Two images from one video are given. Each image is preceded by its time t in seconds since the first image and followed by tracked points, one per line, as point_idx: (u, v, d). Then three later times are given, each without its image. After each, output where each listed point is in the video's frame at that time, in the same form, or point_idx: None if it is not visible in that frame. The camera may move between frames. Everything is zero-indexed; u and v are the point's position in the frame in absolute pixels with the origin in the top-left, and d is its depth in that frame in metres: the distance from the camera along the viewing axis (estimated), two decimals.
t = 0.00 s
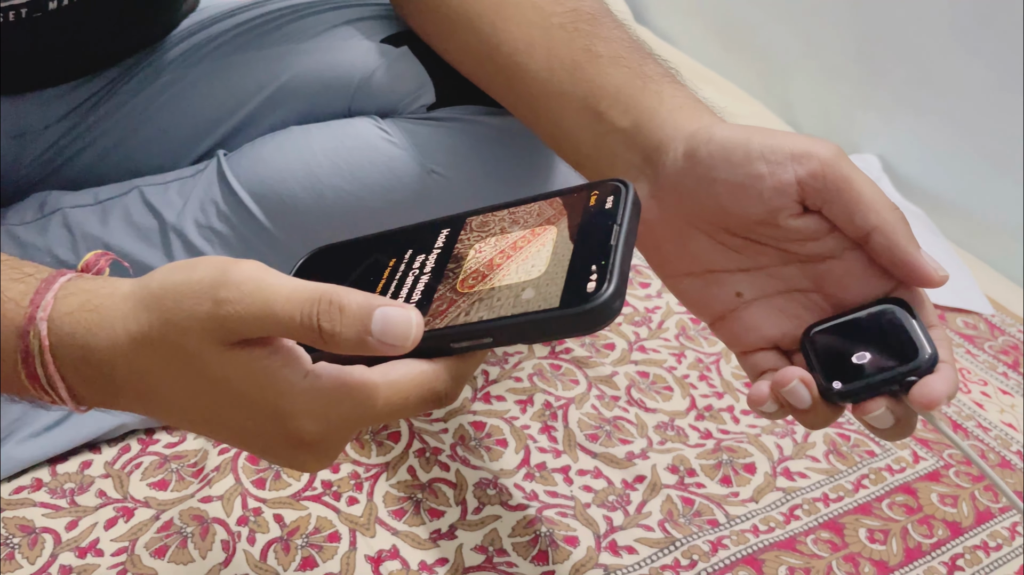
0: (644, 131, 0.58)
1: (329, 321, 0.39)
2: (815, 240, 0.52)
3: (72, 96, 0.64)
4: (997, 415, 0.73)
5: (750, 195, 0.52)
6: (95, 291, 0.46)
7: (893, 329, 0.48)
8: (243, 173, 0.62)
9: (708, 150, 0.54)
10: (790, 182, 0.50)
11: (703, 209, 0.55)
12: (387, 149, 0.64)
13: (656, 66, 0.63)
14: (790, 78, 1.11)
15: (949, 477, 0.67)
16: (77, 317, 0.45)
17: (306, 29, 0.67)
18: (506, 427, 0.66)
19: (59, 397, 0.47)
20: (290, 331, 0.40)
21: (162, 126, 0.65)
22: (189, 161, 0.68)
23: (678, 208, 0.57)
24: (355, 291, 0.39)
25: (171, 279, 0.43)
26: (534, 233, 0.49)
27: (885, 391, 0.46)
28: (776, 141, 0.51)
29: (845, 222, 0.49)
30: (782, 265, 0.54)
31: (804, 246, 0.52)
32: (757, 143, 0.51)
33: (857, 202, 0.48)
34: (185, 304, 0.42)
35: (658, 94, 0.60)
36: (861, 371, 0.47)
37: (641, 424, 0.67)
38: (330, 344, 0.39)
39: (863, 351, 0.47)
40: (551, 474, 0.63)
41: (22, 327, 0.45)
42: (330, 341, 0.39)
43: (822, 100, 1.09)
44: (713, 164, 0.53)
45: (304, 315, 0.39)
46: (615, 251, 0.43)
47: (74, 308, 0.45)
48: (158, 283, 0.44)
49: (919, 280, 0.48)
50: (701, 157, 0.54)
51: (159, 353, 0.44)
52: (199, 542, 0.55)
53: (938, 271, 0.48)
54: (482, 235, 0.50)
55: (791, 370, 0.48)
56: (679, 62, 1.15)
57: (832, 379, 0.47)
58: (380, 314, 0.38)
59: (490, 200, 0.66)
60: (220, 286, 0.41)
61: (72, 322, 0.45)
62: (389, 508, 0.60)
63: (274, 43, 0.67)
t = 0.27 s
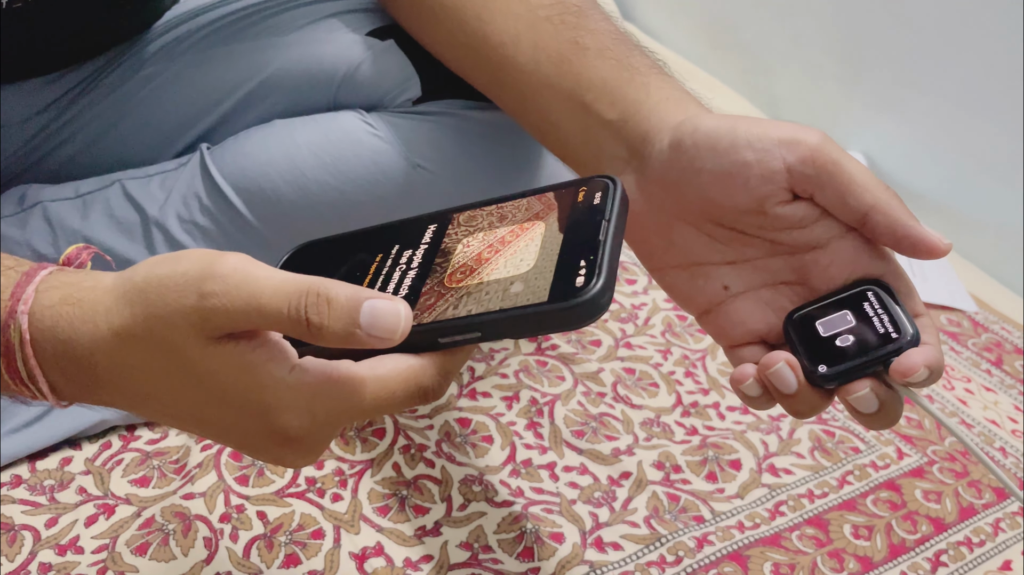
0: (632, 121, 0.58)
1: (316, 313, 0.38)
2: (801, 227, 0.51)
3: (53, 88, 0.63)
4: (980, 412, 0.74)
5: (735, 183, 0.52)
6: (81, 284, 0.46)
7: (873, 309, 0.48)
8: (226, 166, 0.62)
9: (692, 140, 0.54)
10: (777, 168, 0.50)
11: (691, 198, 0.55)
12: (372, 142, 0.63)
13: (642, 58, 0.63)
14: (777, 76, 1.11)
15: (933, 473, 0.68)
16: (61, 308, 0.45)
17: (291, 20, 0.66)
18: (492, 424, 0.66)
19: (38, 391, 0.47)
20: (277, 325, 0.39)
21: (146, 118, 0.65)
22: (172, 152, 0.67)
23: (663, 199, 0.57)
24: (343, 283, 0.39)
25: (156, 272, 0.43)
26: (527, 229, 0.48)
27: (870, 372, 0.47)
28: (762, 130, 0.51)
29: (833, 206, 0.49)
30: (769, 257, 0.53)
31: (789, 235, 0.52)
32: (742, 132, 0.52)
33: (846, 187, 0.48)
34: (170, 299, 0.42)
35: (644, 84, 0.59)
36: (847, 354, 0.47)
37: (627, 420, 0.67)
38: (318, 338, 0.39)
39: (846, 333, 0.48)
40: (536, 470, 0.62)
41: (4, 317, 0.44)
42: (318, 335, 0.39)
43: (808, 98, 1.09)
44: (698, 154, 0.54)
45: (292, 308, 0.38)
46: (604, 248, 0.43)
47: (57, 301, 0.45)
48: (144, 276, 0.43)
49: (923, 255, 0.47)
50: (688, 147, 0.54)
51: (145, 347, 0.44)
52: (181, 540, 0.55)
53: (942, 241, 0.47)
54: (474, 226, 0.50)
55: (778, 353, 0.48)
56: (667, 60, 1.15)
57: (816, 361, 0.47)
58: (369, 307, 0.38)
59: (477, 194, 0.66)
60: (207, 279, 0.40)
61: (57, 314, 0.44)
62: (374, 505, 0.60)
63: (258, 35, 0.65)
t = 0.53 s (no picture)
0: (625, 110, 0.58)
1: (390, 298, 0.34)
2: (796, 211, 0.51)
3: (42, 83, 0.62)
4: (971, 410, 0.74)
5: (731, 164, 0.52)
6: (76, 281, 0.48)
7: (862, 302, 0.48)
8: (218, 162, 0.61)
9: (686, 123, 0.54)
10: (773, 149, 0.50)
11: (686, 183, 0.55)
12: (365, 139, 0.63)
13: (636, 47, 0.63)
14: (769, 74, 1.12)
15: (924, 471, 0.68)
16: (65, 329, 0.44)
17: (285, 16, 0.66)
18: (485, 422, 0.66)
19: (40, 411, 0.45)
20: (348, 317, 0.36)
21: (137, 114, 0.64)
22: (163, 150, 0.67)
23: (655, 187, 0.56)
24: (410, 270, 0.35)
25: (210, 262, 0.38)
26: (580, 211, 0.45)
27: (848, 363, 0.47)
28: (756, 111, 0.51)
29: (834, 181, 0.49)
30: (761, 245, 0.54)
31: (784, 221, 0.52)
32: (736, 113, 0.52)
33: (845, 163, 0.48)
34: (231, 291, 0.37)
35: (638, 72, 0.59)
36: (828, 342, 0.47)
37: (619, 418, 0.67)
38: (393, 329, 0.35)
39: (829, 322, 0.48)
40: (530, 467, 0.62)
41: None
42: (397, 326, 0.35)
43: (800, 97, 1.10)
44: (692, 137, 0.54)
45: (394, 300, 0.35)
46: (688, 221, 0.39)
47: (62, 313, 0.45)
48: (194, 266, 0.38)
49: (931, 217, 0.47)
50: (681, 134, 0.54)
51: (183, 341, 0.38)
52: (173, 537, 0.54)
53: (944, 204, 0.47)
54: (529, 215, 0.45)
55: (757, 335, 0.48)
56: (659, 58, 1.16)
57: (795, 346, 0.47)
58: (444, 294, 0.35)
59: (472, 192, 0.66)
60: (266, 268, 0.36)
61: (87, 311, 0.38)
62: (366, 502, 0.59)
63: (251, 30, 0.65)
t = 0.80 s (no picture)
0: (607, 101, 0.58)
1: (534, 467, 0.33)
2: (780, 201, 0.52)
3: (30, 77, 0.61)
4: (960, 407, 0.75)
5: (713, 158, 0.52)
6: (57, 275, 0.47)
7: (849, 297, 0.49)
8: (209, 156, 0.60)
9: (667, 117, 0.53)
10: (754, 139, 0.50)
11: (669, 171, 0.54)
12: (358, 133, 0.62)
13: (621, 32, 0.62)
14: (760, 70, 1.12)
15: (914, 467, 0.68)
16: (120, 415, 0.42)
17: (276, 9, 0.65)
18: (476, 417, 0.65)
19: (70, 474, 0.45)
20: (473, 468, 0.34)
21: (128, 106, 0.63)
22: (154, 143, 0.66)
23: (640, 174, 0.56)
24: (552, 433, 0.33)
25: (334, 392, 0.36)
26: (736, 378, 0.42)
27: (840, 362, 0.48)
28: (735, 102, 0.50)
29: (820, 170, 0.49)
30: (745, 236, 0.55)
31: (769, 213, 0.52)
32: (716, 104, 0.51)
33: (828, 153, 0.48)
34: (356, 427, 0.35)
35: (622, 59, 0.59)
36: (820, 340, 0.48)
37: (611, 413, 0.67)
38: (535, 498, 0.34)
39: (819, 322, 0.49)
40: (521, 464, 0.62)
41: None
42: (532, 492, 0.34)
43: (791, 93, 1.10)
44: (673, 131, 0.53)
45: (533, 462, 0.33)
46: (870, 433, 0.35)
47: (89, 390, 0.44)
48: (320, 393, 0.36)
49: (917, 192, 0.47)
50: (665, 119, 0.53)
51: (301, 475, 0.36)
52: (162, 534, 0.54)
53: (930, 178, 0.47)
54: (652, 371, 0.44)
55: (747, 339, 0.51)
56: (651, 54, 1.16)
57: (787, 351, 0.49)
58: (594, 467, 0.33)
59: (466, 189, 0.65)
60: (396, 411, 0.34)
61: (218, 429, 0.36)
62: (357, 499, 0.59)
63: (242, 23, 0.64)
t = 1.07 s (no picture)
0: (600, 93, 0.58)
1: None
2: (770, 201, 0.53)
3: (25, 72, 0.61)
4: (950, 404, 0.75)
5: (702, 155, 0.53)
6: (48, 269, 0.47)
7: (839, 300, 0.53)
8: (202, 154, 0.60)
9: (657, 114, 0.54)
10: (744, 138, 0.51)
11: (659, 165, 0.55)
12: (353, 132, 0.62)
13: (613, 26, 0.63)
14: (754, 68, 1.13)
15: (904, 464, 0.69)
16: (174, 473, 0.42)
17: (272, 7, 0.66)
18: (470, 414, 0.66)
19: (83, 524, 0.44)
20: None
21: (122, 103, 0.63)
22: (147, 140, 0.66)
23: (630, 168, 0.57)
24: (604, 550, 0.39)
25: (391, 497, 0.40)
26: (775, 453, 0.48)
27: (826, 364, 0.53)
28: (727, 99, 0.51)
29: (813, 165, 0.50)
30: (734, 234, 0.56)
31: (759, 212, 0.54)
32: (708, 102, 0.52)
33: (823, 148, 0.48)
34: (419, 524, 0.40)
35: (612, 53, 0.59)
36: (809, 343, 0.53)
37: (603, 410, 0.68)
38: None
39: (810, 325, 0.53)
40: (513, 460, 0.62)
41: None
42: None
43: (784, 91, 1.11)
44: (663, 125, 0.54)
45: None
46: (913, 531, 0.41)
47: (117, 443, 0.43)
48: (374, 501, 0.40)
49: (914, 168, 0.47)
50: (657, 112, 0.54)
51: (353, 553, 0.40)
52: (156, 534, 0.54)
53: (928, 155, 0.47)
54: (699, 444, 0.50)
55: (739, 339, 0.54)
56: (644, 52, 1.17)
57: (777, 352, 0.53)
58: None
59: (461, 188, 0.65)
60: (456, 534, 0.39)
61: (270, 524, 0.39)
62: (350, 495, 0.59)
63: (238, 21, 0.65)
